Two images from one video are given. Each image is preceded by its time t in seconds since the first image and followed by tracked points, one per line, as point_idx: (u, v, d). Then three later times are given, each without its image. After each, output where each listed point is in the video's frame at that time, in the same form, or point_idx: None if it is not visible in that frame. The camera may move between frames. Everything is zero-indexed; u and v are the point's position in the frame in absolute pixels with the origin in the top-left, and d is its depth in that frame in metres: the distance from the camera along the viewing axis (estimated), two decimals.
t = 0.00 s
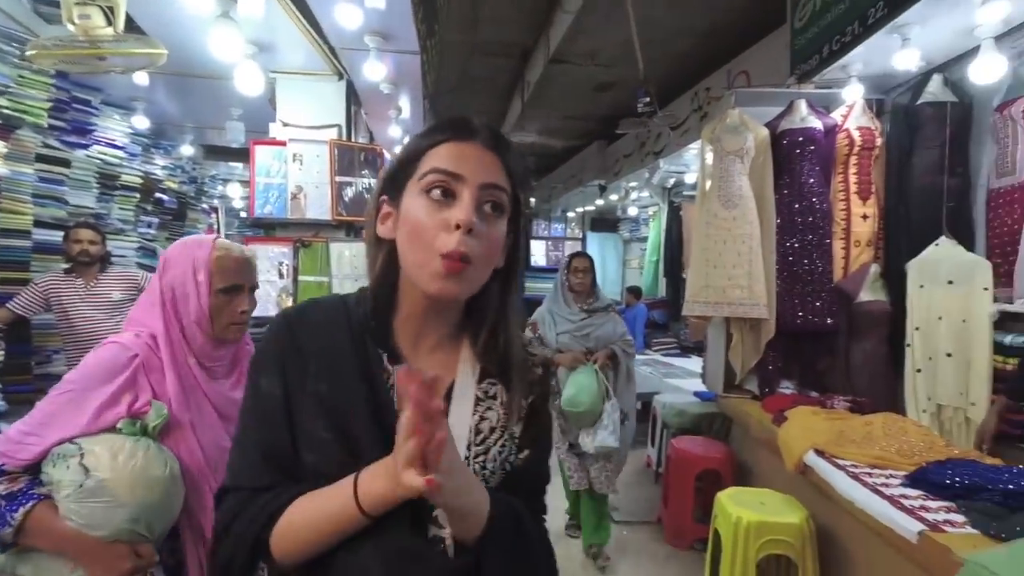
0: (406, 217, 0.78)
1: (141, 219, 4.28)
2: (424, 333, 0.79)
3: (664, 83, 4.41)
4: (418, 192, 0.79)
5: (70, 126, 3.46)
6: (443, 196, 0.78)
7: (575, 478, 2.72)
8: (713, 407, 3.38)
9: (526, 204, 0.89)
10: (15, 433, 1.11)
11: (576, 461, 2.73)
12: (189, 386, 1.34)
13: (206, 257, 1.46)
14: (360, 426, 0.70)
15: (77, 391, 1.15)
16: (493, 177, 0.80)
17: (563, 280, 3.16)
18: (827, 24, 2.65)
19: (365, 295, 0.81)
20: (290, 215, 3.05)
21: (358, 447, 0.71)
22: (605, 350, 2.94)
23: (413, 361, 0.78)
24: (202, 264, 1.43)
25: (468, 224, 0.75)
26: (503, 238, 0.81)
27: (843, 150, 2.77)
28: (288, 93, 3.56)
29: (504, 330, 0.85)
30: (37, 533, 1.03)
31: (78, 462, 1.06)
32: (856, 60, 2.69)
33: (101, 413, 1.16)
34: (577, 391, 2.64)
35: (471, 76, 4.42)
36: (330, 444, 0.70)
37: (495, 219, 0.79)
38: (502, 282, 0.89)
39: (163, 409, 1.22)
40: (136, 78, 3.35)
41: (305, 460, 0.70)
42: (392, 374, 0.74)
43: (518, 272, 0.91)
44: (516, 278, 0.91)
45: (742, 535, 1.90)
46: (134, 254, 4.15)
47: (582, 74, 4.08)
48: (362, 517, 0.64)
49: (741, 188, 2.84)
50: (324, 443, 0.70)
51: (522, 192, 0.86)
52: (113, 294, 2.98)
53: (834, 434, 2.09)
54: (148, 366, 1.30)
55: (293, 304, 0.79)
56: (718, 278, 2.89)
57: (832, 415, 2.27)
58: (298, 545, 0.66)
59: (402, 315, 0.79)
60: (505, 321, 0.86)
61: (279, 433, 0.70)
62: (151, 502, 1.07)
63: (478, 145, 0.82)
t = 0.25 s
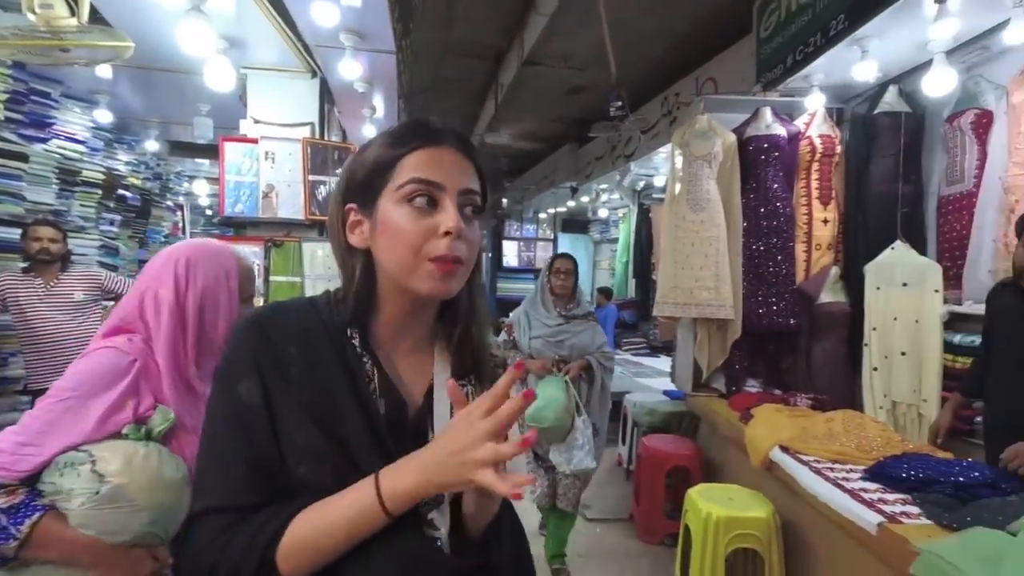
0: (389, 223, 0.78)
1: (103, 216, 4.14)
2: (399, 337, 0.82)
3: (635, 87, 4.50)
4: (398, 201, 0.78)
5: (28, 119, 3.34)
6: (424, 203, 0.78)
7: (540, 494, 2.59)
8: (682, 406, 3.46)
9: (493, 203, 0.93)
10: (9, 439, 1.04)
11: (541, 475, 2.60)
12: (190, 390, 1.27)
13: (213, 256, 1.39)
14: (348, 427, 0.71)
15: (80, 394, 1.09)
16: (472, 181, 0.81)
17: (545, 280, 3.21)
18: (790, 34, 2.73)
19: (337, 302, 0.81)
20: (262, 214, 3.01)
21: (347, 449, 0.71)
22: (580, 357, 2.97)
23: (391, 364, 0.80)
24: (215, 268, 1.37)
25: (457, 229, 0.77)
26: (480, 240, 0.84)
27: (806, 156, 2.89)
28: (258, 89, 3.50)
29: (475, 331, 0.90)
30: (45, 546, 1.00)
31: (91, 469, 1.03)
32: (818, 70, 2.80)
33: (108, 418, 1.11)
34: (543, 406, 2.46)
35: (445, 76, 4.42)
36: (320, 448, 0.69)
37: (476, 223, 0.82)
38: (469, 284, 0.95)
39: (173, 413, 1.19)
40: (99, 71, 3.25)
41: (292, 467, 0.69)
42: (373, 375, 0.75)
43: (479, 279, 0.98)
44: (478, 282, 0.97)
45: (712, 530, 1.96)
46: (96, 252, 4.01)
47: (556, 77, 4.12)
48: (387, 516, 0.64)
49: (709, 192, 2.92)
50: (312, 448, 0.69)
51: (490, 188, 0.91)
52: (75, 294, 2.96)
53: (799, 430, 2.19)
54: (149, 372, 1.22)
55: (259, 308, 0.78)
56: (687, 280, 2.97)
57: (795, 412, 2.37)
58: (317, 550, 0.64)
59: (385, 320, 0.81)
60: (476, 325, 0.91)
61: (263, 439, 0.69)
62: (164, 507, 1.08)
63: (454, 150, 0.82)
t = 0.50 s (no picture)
0: (371, 232, 0.81)
1: (77, 215, 4.05)
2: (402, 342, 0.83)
3: (616, 90, 4.55)
4: (375, 212, 0.81)
5: None
6: (402, 210, 0.81)
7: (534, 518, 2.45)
8: (663, 405, 3.52)
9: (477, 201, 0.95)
10: (42, 432, 1.03)
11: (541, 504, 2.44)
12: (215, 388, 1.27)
13: (234, 260, 1.40)
14: (350, 429, 0.72)
15: (115, 388, 1.09)
16: (449, 183, 0.83)
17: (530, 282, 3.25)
18: (768, 42, 2.79)
19: (334, 309, 0.82)
20: (244, 214, 2.98)
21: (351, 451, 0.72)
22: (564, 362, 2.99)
23: (393, 367, 0.82)
24: (238, 270, 1.37)
25: (434, 233, 0.78)
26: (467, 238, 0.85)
27: (782, 161, 2.96)
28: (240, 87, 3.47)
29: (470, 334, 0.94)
30: (95, 531, 1.01)
31: (137, 457, 1.04)
32: (794, 77, 2.87)
33: (143, 412, 1.10)
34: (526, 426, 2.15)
35: (427, 77, 4.41)
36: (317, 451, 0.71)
37: (457, 223, 0.84)
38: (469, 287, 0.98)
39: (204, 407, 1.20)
40: (74, 66, 3.18)
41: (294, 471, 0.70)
42: (375, 379, 0.76)
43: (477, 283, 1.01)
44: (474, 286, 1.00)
45: (693, 528, 2.00)
46: (69, 252, 3.93)
47: (538, 79, 4.15)
48: (374, 510, 0.66)
49: (689, 195, 2.97)
50: (315, 453, 0.71)
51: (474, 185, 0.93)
52: (49, 295, 2.91)
53: (776, 429, 2.24)
54: (176, 366, 1.21)
55: (258, 315, 0.78)
56: (667, 280, 3.03)
57: (773, 411, 2.43)
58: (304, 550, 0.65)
59: (383, 325, 0.83)
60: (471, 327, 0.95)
61: (264, 444, 0.69)
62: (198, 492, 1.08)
63: (424, 150, 0.85)
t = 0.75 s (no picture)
0: (372, 236, 0.80)
1: (56, 215, 3.97)
2: (417, 343, 0.82)
3: (603, 92, 4.57)
4: (376, 215, 0.80)
5: None
6: (399, 212, 0.80)
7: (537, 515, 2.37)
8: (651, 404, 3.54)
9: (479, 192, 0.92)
10: (92, 427, 1.06)
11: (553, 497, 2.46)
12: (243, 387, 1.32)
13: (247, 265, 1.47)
14: (366, 430, 0.73)
15: (158, 381, 1.13)
16: (447, 180, 0.82)
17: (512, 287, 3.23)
18: (753, 45, 2.82)
19: (346, 313, 0.82)
20: (228, 216, 2.94)
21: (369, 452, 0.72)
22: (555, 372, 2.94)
23: (409, 367, 0.81)
24: (253, 275, 1.44)
25: (431, 231, 0.77)
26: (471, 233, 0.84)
27: (767, 163, 2.99)
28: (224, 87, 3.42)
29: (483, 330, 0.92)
30: (149, 516, 1.08)
31: (187, 444, 1.10)
32: (779, 80, 2.91)
33: (188, 403, 1.16)
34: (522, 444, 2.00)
35: (415, 77, 4.40)
36: (334, 451, 0.71)
37: (459, 220, 0.82)
38: (479, 284, 0.94)
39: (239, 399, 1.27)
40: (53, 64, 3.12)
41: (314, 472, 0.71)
42: (392, 379, 0.76)
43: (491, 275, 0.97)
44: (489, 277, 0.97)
45: (680, 527, 2.02)
46: (49, 252, 3.85)
47: (525, 80, 4.16)
48: (384, 501, 0.66)
49: (676, 197, 2.99)
50: (331, 452, 0.71)
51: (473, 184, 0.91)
52: (28, 298, 2.85)
53: (762, 428, 2.27)
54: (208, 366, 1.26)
55: (278, 324, 0.79)
56: (654, 280, 3.04)
57: (758, 410, 2.47)
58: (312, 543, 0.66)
59: (393, 327, 0.82)
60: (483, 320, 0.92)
61: (281, 447, 0.70)
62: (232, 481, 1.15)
63: (418, 147, 0.84)
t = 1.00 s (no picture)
0: (401, 223, 0.80)
1: (51, 215, 3.96)
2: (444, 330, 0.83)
3: (600, 91, 4.57)
4: (407, 201, 0.80)
5: None
6: (429, 197, 0.80)
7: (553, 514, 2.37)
8: (648, 402, 3.54)
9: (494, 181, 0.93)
10: (146, 423, 1.28)
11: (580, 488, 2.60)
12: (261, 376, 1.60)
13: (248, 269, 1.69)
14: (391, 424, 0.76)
15: (201, 380, 1.38)
16: (471, 167, 0.83)
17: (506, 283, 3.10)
18: (749, 44, 2.82)
19: (371, 314, 0.85)
20: (224, 215, 2.93)
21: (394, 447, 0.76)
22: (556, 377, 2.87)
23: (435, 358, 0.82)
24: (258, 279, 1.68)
25: (465, 213, 0.78)
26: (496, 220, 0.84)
27: (763, 161, 2.98)
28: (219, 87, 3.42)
29: (503, 312, 0.89)
30: (200, 507, 1.29)
31: (236, 437, 1.37)
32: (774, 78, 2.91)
33: (228, 400, 1.41)
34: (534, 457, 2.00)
35: (411, 77, 4.39)
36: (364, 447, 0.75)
37: (483, 206, 0.83)
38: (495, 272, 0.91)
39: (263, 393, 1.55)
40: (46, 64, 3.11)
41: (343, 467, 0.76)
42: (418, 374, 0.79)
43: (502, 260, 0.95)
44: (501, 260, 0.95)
45: (676, 524, 2.02)
46: (43, 253, 3.84)
47: (521, 79, 4.15)
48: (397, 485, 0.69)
49: (673, 196, 2.98)
50: (361, 443, 0.76)
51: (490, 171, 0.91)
52: (21, 298, 2.84)
53: (758, 425, 2.27)
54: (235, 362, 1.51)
55: (305, 340, 0.84)
56: (651, 279, 3.04)
57: (755, 407, 2.47)
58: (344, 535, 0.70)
59: (414, 319, 0.84)
60: (502, 299, 0.90)
61: (317, 441, 0.77)
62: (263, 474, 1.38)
63: (443, 138, 0.84)
